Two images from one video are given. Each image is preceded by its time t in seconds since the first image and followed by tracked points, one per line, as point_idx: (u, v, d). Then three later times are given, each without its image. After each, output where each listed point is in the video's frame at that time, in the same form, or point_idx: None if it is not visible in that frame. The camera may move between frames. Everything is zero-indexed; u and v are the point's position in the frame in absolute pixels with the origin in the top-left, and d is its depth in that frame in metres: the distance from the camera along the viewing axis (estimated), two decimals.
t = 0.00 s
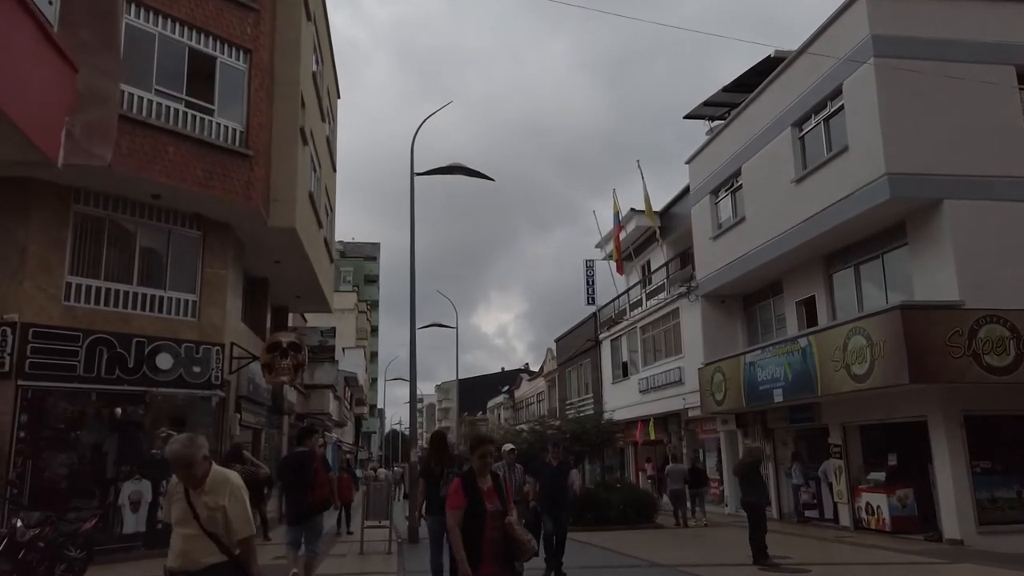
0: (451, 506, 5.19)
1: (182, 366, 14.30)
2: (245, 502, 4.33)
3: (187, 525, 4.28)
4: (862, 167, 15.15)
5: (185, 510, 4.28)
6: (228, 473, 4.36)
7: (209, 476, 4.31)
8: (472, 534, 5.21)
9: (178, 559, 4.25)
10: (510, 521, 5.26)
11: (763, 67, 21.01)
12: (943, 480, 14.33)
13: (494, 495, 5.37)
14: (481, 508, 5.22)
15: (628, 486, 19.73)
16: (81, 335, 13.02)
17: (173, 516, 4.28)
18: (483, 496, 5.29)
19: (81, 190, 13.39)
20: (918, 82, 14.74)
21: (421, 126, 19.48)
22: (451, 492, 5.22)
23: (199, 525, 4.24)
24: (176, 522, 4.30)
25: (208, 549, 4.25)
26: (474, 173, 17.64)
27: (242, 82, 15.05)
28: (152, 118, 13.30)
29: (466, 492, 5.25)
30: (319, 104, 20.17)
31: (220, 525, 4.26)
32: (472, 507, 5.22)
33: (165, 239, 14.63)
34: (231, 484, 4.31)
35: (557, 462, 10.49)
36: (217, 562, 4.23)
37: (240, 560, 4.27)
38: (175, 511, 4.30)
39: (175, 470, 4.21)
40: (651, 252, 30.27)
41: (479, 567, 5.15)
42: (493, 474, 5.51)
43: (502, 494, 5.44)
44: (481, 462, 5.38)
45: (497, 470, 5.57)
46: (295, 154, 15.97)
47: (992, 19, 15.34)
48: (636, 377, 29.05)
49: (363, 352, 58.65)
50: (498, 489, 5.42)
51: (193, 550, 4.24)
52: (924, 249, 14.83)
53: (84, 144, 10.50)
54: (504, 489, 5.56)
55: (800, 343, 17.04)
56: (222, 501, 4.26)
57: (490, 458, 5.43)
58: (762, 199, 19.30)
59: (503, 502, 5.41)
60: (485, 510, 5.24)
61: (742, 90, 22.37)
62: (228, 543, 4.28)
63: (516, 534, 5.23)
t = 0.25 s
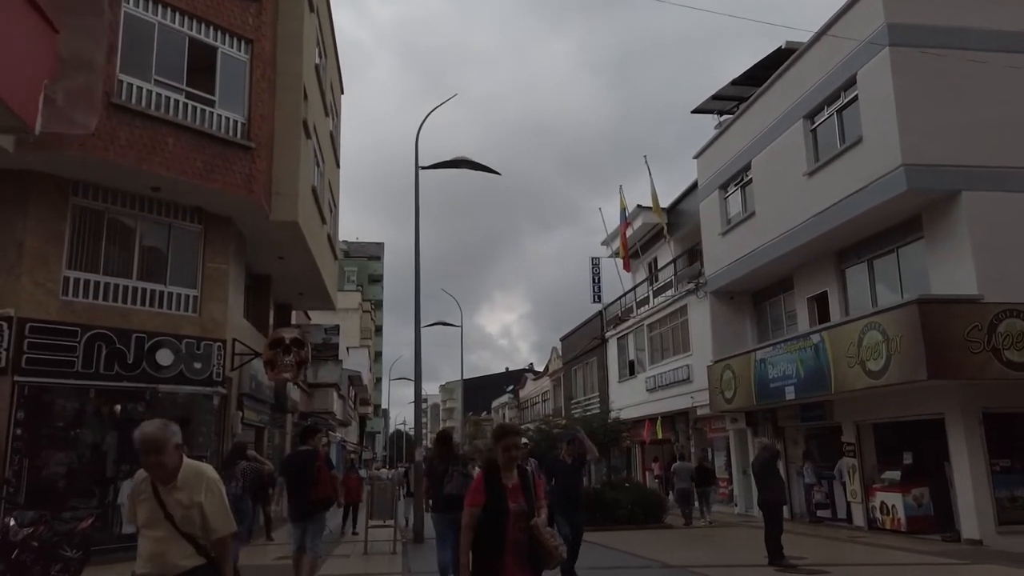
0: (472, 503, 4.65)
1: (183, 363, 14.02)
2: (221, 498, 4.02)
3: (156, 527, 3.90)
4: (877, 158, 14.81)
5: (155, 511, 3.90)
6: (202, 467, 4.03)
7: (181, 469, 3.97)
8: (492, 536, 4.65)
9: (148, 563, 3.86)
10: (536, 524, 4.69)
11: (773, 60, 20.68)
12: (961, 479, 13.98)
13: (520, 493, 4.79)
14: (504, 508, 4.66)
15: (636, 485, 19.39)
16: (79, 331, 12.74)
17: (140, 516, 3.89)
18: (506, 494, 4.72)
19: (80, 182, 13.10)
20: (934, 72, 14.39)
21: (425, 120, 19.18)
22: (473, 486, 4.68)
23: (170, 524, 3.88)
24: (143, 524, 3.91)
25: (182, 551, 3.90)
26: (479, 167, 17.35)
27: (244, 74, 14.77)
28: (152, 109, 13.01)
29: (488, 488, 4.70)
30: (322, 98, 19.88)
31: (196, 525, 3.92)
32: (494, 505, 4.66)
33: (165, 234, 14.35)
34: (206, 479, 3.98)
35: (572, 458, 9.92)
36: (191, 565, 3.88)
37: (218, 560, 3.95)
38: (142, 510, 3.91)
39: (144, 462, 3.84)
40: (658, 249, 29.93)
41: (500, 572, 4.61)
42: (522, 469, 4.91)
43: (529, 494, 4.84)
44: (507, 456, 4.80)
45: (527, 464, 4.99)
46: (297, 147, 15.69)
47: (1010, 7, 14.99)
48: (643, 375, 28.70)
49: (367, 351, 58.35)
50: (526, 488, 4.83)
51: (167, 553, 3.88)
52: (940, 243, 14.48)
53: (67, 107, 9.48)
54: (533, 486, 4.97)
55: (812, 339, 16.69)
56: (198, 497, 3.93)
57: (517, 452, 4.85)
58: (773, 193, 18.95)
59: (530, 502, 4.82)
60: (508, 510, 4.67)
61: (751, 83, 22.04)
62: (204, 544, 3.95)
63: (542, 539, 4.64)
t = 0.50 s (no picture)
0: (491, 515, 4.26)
1: (183, 362, 13.76)
2: (183, 507, 3.63)
3: (110, 541, 3.57)
4: (891, 152, 14.48)
5: (108, 523, 3.56)
6: (160, 471, 3.65)
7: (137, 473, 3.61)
8: (513, 546, 4.26)
9: None
10: (563, 533, 4.28)
11: (782, 53, 20.35)
12: (979, 479, 13.64)
13: (544, 501, 4.38)
14: (525, 517, 4.26)
15: (644, 486, 19.07)
16: (77, 329, 12.48)
17: (92, 529, 3.57)
18: (527, 501, 4.32)
19: (78, 177, 12.84)
20: (950, 63, 14.07)
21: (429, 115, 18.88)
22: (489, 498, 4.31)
23: (123, 537, 3.53)
24: (96, 538, 3.59)
25: (139, 565, 3.54)
26: (484, 162, 17.04)
27: (245, 67, 14.51)
28: (150, 102, 12.74)
29: (506, 495, 4.32)
30: (325, 94, 19.62)
31: (154, 537, 3.55)
32: (514, 516, 4.26)
33: (165, 229, 14.10)
34: (165, 484, 3.59)
35: (590, 460, 9.56)
36: None
37: None
38: (95, 522, 3.58)
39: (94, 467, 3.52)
40: (665, 247, 29.61)
41: None
42: (543, 474, 4.51)
43: (555, 499, 4.42)
44: (526, 461, 4.40)
45: (549, 468, 4.59)
46: (299, 142, 15.43)
47: None
48: (650, 375, 28.38)
49: (371, 351, 58.08)
50: (550, 493, 4.41)
51: (122, 567, 3.53)
52: (957, 238, 14.14)
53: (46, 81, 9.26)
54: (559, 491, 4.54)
55: (825, 337, 16.36)
56: (154, 505, 3.55)
57: (535, 454, 4.46)
58: (783, 188, 18.63)
59: (557, 510, 4.40)
60: (530, 520, 4.27)
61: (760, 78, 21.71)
62: (163, 559, 3.57)
63: (570, 551, 4.23)
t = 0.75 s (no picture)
0: (522, 521, 3.83)
1: (187, 360, 13.49)
2: (138, 513, 3.23)
3: (53, 555, 3.18)
4: (911, 145, 14.11)
5: (51, 534, 3.18)
6: (111, 472, 3.25)
7: (83, 475, 3.21)
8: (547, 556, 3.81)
9: None
10: (603, 542, 3.84)
11: (795, 47, 19.98)
12: (1001, 481, 13.28)
13: (579, 505, 3.96)
14: (560, 522, 3.82)
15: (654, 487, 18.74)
16: (77, 327, 12.22)
17: (31, 541, 3.19)
18: (562, 507, 3.89)
19: (79, 172, 12.58)
20: (971, 53, 13.70)
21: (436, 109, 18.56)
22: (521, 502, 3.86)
23: (66, 550, 3.14)
24: (37, 551, 3.20)
25: None
26: (492, 158, 16.73)
27: (249, 61, 14.23)
28: (152, 95, 12.46)
29: (540, 500, 3.86)
30: (330, 89, 19.32)
31: (102, 549, 3.15)
32: (549, 521, 3.82)
33: (168, 225, 13.84)
34: (117, 487, 3.19)
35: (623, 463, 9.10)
36: None
37: None
38: (36, 532, 3.19)
39: (30, 473, 3.13)
40: (674, 244, 29.25)
41: None
42: (578, 475, 4.09)
43: (591, 504, 4.00)
44: (559, 462, 3.98)
45: (582, 469, 4.18)
46: (305, 137, 15.14)
47: None
48: (659, 374, 28.03)
49: (376, 351, 57.78)
50: (586, 496, 3.99)
51: None
52: (978, 234, 13.77)
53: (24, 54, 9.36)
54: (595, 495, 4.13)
55: (841, 335, 16.00)
56: (102, 512, 3.15)
57: (568, 453, 4.03)
58: (797, 184, 18.27)
59: (594, 516, 3.98)
60: (566, 527, 3.83)
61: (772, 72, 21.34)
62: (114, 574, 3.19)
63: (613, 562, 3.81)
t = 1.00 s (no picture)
0: (564, 530, 3.42)
1: (189, 358, 13.24)
2: (93, 522, 3.13)
3: None
4: (929, 138, 13.81)
5: None
6: (65, 478, 3.14)
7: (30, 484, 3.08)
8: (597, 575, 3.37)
9: None
10: (656, 554, 3.41)
11: (807, 40, 19.66)
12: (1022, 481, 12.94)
13: (629, 514, 3.51)
14: (607, 532, 3.39)
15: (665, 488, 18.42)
16: (78, 324, 11.98)
17: None
18: (610, 516, 3.45)
19: (79, 166, 12.33)
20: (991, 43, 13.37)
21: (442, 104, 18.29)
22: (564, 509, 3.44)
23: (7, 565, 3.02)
24: None
25: None
26: (499, 152, 16.46)
27: (253, 53, 13.98)
28: (154, 87, 12.21)
29: (584, 508, 3.44)
30: (335, 83, 19.09)
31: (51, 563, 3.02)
32: (592, 530, 3.41)
33: (171, 220, 13.59)
34: (69, 494, 3.07)
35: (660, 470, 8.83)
36: None
37: None
38: None
39: None
40: (682, 242, 28.94)
41: None
42: (626, 480, 3.64)
43: (643, 514, 3.53)
44: (604, 465, 3.56)
45: (631, 474, 3.73)
46: (309, 131, 14.89)
47: None
48: (667, 373, 27.71)
49: (381, 350, 57.57)
50: (637, 504, 3.54)
51: None
52: (998, 228, 13.44)
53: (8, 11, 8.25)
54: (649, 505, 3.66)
55: (856, 332, 15.68)
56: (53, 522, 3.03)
57: (615, 455, 3.62)
58: (810, 179, 17.95)
59: (648, 528, 3.50)
60: (614, 538, 3.39)
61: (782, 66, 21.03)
62: None
63: None
